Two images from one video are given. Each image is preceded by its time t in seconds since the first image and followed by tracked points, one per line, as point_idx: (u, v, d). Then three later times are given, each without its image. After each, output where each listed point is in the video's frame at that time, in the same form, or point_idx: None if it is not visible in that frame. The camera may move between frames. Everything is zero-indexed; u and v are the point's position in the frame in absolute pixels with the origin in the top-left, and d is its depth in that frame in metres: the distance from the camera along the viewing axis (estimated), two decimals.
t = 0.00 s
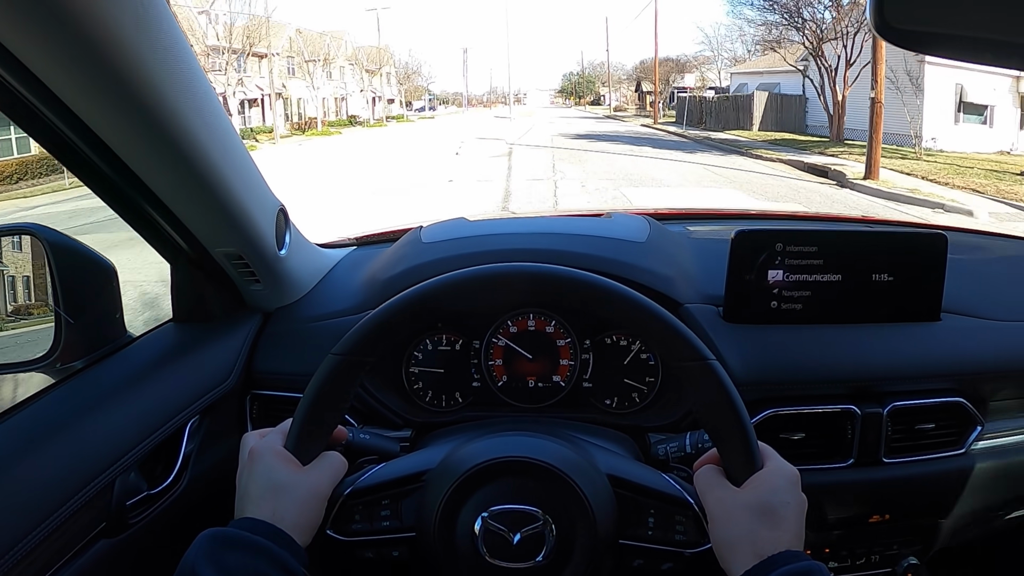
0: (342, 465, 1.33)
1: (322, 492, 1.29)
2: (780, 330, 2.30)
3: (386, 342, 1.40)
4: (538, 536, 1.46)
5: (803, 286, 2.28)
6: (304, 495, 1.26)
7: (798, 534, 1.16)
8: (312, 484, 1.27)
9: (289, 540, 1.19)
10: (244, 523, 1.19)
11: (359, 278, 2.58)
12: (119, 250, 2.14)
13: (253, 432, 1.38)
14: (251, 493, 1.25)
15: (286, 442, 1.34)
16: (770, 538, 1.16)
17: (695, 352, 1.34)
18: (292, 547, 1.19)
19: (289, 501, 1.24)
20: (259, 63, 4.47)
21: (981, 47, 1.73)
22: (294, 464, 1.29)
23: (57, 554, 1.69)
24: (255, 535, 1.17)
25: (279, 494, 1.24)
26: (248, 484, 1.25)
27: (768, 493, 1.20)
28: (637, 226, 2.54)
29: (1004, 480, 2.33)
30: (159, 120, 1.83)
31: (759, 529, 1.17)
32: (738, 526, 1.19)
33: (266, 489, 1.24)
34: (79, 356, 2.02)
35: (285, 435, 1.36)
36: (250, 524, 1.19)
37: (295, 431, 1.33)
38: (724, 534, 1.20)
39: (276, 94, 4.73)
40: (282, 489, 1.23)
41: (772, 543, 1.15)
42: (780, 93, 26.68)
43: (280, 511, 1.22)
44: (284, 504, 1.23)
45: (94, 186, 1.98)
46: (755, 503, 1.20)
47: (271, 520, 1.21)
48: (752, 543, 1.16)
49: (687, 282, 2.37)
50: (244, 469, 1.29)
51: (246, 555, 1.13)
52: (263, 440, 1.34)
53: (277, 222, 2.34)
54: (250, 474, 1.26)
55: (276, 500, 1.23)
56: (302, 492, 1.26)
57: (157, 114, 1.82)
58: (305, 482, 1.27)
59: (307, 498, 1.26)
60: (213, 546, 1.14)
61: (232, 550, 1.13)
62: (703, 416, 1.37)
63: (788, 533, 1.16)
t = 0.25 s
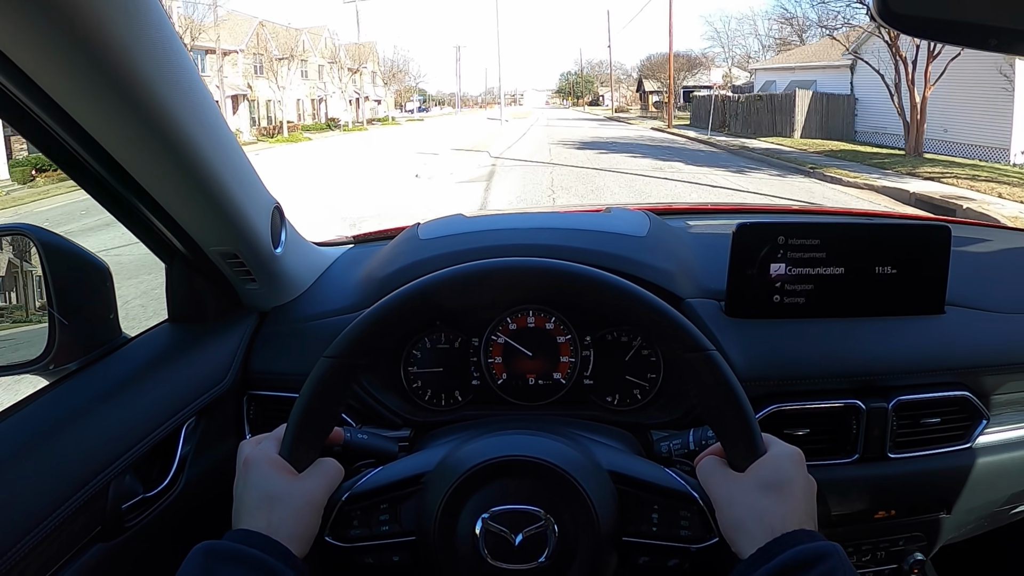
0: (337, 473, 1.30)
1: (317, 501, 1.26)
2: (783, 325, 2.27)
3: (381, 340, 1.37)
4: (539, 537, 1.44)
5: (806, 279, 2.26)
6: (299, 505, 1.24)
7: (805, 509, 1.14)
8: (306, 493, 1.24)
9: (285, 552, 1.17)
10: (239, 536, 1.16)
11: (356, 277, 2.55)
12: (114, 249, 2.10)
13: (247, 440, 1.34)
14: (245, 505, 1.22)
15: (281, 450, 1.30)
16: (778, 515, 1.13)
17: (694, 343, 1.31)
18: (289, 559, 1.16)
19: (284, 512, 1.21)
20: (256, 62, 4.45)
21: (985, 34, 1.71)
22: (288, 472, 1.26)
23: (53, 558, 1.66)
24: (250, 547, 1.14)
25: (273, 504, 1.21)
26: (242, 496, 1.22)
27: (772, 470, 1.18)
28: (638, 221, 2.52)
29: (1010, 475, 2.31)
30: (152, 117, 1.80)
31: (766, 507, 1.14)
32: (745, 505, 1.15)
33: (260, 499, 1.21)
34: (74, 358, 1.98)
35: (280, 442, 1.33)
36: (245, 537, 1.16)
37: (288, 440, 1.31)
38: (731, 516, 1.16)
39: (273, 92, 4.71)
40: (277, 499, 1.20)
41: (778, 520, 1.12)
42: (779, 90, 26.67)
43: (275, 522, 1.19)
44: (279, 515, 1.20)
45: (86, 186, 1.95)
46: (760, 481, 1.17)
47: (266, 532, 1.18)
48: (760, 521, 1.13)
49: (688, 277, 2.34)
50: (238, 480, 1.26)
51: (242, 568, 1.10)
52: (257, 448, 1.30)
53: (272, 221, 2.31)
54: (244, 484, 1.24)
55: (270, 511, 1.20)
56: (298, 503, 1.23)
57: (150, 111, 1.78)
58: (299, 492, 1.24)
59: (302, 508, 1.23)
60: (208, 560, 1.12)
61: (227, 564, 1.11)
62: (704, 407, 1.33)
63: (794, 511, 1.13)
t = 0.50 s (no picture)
0: (337, 481, 1.29)
1: (317, 511, 1.24)
2: (784, 330, 2.26)
3: (381, 348, 1.35)
4: (541, 547, 1.43)
5: (808, 285, 2.25)
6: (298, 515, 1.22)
7: (807, 522, 1.12)
8: (307, 502, 1.23)
9: (284, 561, 1.15)
10: (238, 545, 1.15)
11: (356, 282, 2.54)
12: (111, 254, 2.09)
13: (248, 445, 1.33)
14: (244, 514, 1.20)
15: (280, 458, 1.28)
16: (778, 527, 1.12)
17: (697, 351, 1.30)
18: (288, 568, 1.15)
19: (284, 521, 1.19)
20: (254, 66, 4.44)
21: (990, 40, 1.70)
22: (288, 481, 1.24)
23: (50, 567, 1.65)
24: (248, 557, 1.12)
25: (272, 514, 1.19)
26: (241, 504, 1.20)
27: (775, 480, 1.16)
28: (639, 226, 2.51)
29: (1012, 481, 2.29)
30: (150, 122, 1.78)
31: (767, 518, 1.13)
32: (745, 515, 1.15)
33: (260, 508, 1.20)
34: (71, 364, 1.96)
35: (280, 449, 1.31)
36: (244, 546, 1.14)
37: (288, 445, 1.29)
38: (732, 526, 1.16)
39: (271, 95, 4.70)
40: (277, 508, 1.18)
41: (779, 531, 1.11)
42: (780, 93, 26.79)
43: (274, 532, 1.18)
44: (278, 524, 1.19)
45: (84, 192, 1.94)
46: (762, 491, 1.16)
47: (265, 541, 1.17)
48: (759, 532, 1.12)
49: (690, 283, 2.33)
50: (237, 488, 1.24)
51: None
52: (257, 454, 1.28)
53: (271, 225, 2.30)
54: (243, 493, 1.22)
55: (269, 520, 1.19)
56: (297, 512, 1.21)
57: (147, 115, 1.77)
58: (299, 501, 1.22)
59: (302, 517, 1.21)
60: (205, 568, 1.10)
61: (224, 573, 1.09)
62: (705, 415, 1.31)
63: (796, 522, 1.12)
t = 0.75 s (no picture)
0: (338, 484, 1.28)
1: (318, 513, 1.24)
2: (786, 338, 2.26)
3: (384, 351, 1.35)
4: (543, 554, 1.42)
5: (810, 293, 2.24)
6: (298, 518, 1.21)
7: (809, 534, 1.12)
8: (307, 505, 1.22)
9: (284, 564, 1.14)
10: (237, 547, 1.14)
11: (357, 285, 2.54)
12: (112, 255, 2.08)
13: (248, 447, 1.32)
14: (244, 516, 1.19)
15: (281, 459, 1.27)
16: (780, 540, 1.12)
17: (701, 359, 1.29)
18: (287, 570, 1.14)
19: (284, 524, 1.19)
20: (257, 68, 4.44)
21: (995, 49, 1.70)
22: (288, 484, 1.23)
23: (48, 569, 1.64)
24: (247, 560, 1.12)
25: (271, 517, 1.19)
26: (241, 507, 1.20)
27: (777, 492, 1.16)
28: (641, 233, 2.51)
29: (1012, 490, 2.29)
30: (152, 123, 1.78)
31: (769, 531, 1.12)
32: (747, 528, 1.14)
33: (259, 512, 1.19)
34: (70, 365, 1.96)
35: (281, 452, 1.30)
36: (243, 548, 1.14)
37: (290, 448, 1.27)
38: (734, 537, 1.15)
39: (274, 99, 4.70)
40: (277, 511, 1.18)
41: (782, 544, 1.10)
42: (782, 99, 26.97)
43: (274, 534, 1.17)
44: (277, 528, 1.18)
45: (85, 193, 1.93)
46: (764, 503, 1.15)
47: (264, 543, 1.16)
48: (761, 545, 1.11)
49: (692, 289, 2.33)
50: (237, 491, 1.24)
51: None
52: (258, 457, 1.28)
53: (272, 228, 2.29)
54: (243, 495, 1.21)
55: (269, 523, 1.18)
56: (296, 515, 1.20)
57: (150, 116, 1.76)
58: (300, 504, 1.21)
59: (302, 520, 1.20)
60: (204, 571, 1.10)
61: None
62: (707, 422, 1.31)
63: (799, 534, 1.12)
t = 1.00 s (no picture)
0: (341, 483, 1.28)
1: (320, 512, 1.24)
2: (788, 341, 2.27)
3: (388, 352, 1.35)
4: (544, 555, 1.43)
5: (812, 296, 2.25)
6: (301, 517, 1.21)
7: (810, 536, 1.12)
8: (310, 504, 1.22)
9: (287, 562, 1.14)
10: (240, 545, 1.14)
11: (360, 285, 2.54)
12: (116, 253, 2.08)
13: (252, 447, 1.33)
14: (247, 514, 1.19)
15: (284, 459, 1.28)
16: (781, 543, 1.12)
17: (705, 363, 1.29)
18: (289, 568, 1.14)
19: (287, 522, 1.19)
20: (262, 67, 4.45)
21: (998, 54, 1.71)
22: (291, 484, 1.24)
23: (50, 566, 1.64)
24: (252, 557, 1.12)
25: (275, 516, 1.19)
26: (244, 506, 1.20)
27: (778, 495, 1.16)
28: (644, 235, 2.52)
29: (1012, 495, 2.29)
30: (158, 122, 1.79)
31: (770, 535, 1.13)
32: (749, 531, 1.14)
33: (263, 511, 1.19)
34: (74, 362, 1.96)
35: (284, 452, 1.31)
36: (246, 545, 1.14)
37: (294, 447, 1.28)
38: (735, 540, 1.15)
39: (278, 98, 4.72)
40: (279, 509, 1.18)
41: (783, 547, 1.11)
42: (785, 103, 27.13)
43: (276, 532, 1.17)
44: (280, 526, 1.18)
45: (91, 191, 1.94)
46: (765, 506, 1.16)
47: (267, 541, 1.16)
48: (763, 548, 1.12)
49: (694, 292, 2.33)
50: (241, 490, 1.24)
51: None
52: (261, 457, 1.28)
53: (276, 228, 2.30)
54: (247, 494, 1.21)
55: (272, 521, 1.18)
56: (300, 514, 1.21)
57: (156, 115, 1.77)
58: (303, 502, 1.22)
59: (304, 519, 1.21)
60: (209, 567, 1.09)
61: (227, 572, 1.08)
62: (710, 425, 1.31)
63: (799, 537, 1.12)
